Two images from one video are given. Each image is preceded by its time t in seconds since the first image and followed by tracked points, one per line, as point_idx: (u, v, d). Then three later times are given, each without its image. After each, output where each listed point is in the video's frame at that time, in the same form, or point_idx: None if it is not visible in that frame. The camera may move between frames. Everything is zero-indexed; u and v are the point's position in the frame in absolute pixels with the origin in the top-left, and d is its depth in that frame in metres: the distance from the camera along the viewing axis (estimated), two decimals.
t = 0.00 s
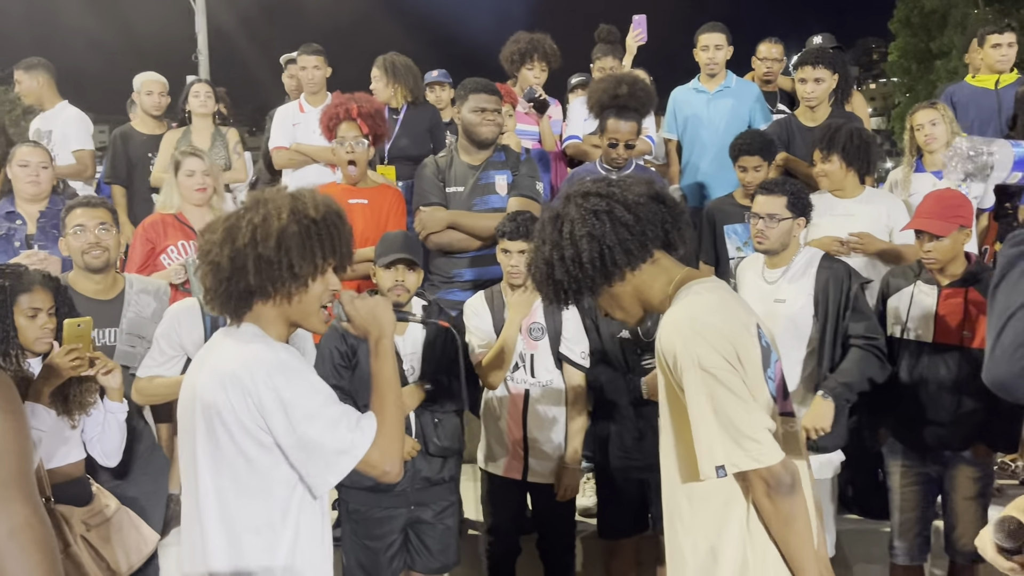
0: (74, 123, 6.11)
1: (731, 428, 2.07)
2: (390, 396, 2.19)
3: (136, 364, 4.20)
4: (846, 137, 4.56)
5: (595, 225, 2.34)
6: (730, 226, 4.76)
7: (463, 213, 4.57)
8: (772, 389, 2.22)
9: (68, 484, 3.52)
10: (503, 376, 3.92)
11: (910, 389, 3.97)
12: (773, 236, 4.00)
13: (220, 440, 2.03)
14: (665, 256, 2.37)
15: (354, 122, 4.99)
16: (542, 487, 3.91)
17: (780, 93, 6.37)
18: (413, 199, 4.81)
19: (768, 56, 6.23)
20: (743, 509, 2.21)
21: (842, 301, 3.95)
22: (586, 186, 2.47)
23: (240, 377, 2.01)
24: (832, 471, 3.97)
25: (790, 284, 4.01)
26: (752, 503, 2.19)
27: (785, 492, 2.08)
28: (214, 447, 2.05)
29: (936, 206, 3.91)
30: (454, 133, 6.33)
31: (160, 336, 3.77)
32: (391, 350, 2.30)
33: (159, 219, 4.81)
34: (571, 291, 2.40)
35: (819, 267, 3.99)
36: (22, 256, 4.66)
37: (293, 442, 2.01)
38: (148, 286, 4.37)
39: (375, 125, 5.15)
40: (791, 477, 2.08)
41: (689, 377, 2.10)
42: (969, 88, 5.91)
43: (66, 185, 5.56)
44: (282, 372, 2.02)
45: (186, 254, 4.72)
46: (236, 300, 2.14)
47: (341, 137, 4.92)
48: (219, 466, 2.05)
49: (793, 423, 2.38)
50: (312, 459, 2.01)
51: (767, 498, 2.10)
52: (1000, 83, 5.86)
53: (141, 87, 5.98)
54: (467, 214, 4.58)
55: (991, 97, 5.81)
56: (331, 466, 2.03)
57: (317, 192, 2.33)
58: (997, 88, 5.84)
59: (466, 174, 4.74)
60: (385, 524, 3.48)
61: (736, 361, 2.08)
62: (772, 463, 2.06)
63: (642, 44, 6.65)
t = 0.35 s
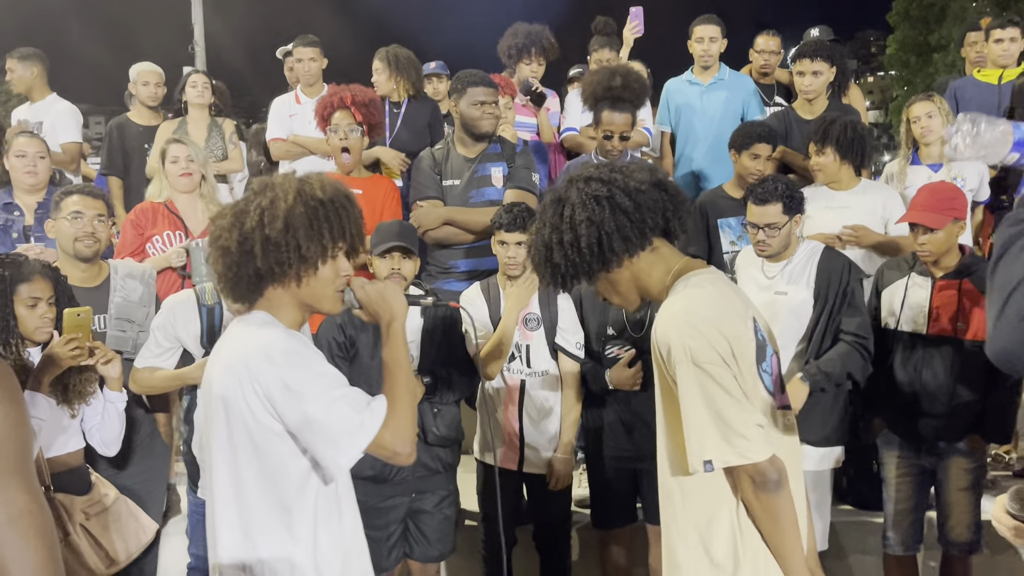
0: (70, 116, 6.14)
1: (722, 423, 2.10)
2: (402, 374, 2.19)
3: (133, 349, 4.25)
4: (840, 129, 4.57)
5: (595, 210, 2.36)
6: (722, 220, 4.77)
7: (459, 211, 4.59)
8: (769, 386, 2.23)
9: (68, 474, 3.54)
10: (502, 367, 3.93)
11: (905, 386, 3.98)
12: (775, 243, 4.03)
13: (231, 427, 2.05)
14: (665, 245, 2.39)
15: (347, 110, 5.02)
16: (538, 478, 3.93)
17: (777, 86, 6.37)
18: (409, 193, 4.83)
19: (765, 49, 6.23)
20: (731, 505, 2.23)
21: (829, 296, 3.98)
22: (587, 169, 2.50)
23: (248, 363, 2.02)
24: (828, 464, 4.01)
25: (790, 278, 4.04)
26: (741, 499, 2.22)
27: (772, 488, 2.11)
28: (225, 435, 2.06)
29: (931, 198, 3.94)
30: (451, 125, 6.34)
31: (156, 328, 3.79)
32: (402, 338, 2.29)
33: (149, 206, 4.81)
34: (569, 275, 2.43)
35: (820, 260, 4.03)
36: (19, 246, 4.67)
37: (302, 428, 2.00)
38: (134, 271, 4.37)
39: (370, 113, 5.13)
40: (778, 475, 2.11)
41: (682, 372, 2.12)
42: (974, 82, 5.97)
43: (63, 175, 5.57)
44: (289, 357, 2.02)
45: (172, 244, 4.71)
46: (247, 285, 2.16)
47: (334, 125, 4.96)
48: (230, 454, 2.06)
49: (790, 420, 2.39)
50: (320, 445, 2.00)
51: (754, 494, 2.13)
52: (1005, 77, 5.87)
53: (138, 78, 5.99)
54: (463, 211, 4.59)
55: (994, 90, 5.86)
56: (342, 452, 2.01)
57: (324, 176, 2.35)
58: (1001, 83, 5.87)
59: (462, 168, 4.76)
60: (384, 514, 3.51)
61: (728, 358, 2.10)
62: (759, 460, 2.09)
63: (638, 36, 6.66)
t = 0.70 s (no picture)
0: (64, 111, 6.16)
1: (713, 421, 2.10)
2: (395, 378, 2.15)
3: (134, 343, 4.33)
4: (837, 126, 4.57)
5: (591, 208, 2.36)
6: (718, 216, 4.78)
7: (449, 198, 4.58)
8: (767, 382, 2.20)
9: (66, 467, 3.53)
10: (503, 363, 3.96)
11: (905, 389, 3.94)
12: (780, 250, 4.04)
13: (239, 413, 2.05)
14: (663, 244, 2.38)
15: (341, 108, 5.04)
16: (538, 474, 3.93)
17: (776, 83, 6.37)
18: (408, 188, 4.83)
19: (765, 46, 6.22)
20: (729, 502, 2.22)
21: (834, 292, 3.97)
22: (583, 169, 2.50)
23: (256, 351, 2.03)
24: (829, 462, 3.96)
25: (792, 278, 4.05)
26: (738, 497, 2.21)
27: (766, 488, 2.08)
28: (234, 421, 2.07)
29: (930, 196, 3.96)
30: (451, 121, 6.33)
31: (154, 322, 3.80)
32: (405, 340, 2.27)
33: (143, 207, 4.78)
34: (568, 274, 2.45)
35: (820, 260, 4.03)
36: (18, 241, 4.67)
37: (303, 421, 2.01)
38: (132, 265, 4.38)
39: (360, 108, 5.17)
40: (773, 475, 2.08)
41: (673, 368, 2.13)
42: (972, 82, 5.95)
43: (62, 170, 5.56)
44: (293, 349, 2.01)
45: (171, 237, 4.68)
46: (257, 276, 2.15)
47: (328, 123, 4.96)
48: (239, 439, 2.08)
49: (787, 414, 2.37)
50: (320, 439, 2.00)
51: (749, 493, 2.11)
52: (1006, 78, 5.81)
53: (137, 73, 5.98)
54: (453, 198, 4.58)
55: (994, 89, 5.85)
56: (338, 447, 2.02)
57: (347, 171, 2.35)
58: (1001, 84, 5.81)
59: (461, 163, 4.75)
60: (383, 509, 3.51)
61: (721, 354, 2.09)
62: (752, 459, 2.07)
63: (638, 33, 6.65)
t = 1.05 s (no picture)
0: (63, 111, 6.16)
1: (710, 421, 2.09)
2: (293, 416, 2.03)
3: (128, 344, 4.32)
4: (831, 127, 4.60)
5: (588, 211, 2.37)
6: (708, 216, 4.76)
7: (453, 203, 4.57)
8: (764, 380, 2.20)
9: (62, 466, 3.49)
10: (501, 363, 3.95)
11: (902, 389, 3.90)
12: (776, 246, 4.05)
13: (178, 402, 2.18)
14: (659, 245, 2.36)
15: (327, 112, 5.03)
16: (535, 473, 3.92)
17: (773, 83, 6.37)
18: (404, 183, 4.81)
19: (760, 46, 6.22)
20: (727, 502, 2.21)
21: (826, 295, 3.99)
22: (581, 170, 2.50)
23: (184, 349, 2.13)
24: (824, 460, 4.00)
25: (790, 276, 4.06)
26: (737, 497, 2.20)
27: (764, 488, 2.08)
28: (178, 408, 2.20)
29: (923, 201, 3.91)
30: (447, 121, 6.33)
31: (149, 320, 3.80)
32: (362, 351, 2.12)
33: (141, 199, 4.79)
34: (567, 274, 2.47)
35: (816, 257, 4.04)
36: (14, 239, 4.65)
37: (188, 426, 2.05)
38: (127, 265, 4.38)
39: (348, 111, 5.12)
40: (771, 474, 2.08)
41: (670, 367, 2.13)
42: (969, 82, 5.91)
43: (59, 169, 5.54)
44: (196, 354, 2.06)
45: (162, 232, 4.67)
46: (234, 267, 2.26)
47: (316, 128, 4.98)
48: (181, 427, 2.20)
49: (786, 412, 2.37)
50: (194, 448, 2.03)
51: (747, 492, 2.10)
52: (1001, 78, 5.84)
53: (134, 71, 5.96)
54: (457, 204, 4.58)
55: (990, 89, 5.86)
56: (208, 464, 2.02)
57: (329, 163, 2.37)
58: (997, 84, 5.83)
59: (458, 163, 4.74)
60: (379, 507, 3.51)
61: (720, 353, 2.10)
62: (750, 458, 2.07)
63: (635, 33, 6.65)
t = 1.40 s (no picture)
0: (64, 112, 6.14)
1: (705, 423, 2.09)
2: (374, 394, 2.18)
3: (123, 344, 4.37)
4: (827, 131, 4.62)
5: (579, 220, 2.36)
6: (705, 216, 4.77)
7: (447, 205, 4.57)
8: (758, 381, 2.22)
9: (57, 466, 3.50)
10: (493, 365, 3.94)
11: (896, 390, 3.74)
12: (770, 242, 4.07)
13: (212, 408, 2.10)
14: (653, 249, 2.36)
15: (319, 113, 5.06)
16: (531, 474, 3.92)
17: (767, 85, 6.38)
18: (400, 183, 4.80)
19: (754, 48, 6.23)
20: (724, 501, 2.21)
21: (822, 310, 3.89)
22: (571, 177, 2.51)
23: (229, 349, 2.07)
24: (820, 460, 4.05)
25: (785, 275, 4.04)
26: (732, 496, 2.20)
27: (758, 487, 2.08)
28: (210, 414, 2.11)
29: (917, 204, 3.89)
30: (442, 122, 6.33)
31: (145, 320, 3.79)
32: (393, 356, 2.30)
33: (144, 198, 4.79)
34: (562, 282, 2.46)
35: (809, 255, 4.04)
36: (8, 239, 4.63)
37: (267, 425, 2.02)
38: (109, 263, 4.36)
39: (340, 113, 5.17)
40: (765, 474, 2.08)
41: (666, 368, 2.14)
42: (963, 85, 5.94)
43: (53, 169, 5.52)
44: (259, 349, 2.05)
45: (162, 234, 4.65)
46: (265, 262, 2.20)
47: (308, 129, 4.98)
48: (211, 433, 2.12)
49: (781, 412, 2.38)
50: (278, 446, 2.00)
51: (741, 492, 2.11)
52: (994, 82, 5.83)
53: (129, 71, 5.95)
54: (450, 206, 4.58)
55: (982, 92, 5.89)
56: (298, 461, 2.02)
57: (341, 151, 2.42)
58: (991, 88, 5.80)
59: (453, 164, 4.74)
60: (375, 509, 3.50)
61: (713, 356, 2.10)
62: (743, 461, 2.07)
63: (631, 35, 6.66)
